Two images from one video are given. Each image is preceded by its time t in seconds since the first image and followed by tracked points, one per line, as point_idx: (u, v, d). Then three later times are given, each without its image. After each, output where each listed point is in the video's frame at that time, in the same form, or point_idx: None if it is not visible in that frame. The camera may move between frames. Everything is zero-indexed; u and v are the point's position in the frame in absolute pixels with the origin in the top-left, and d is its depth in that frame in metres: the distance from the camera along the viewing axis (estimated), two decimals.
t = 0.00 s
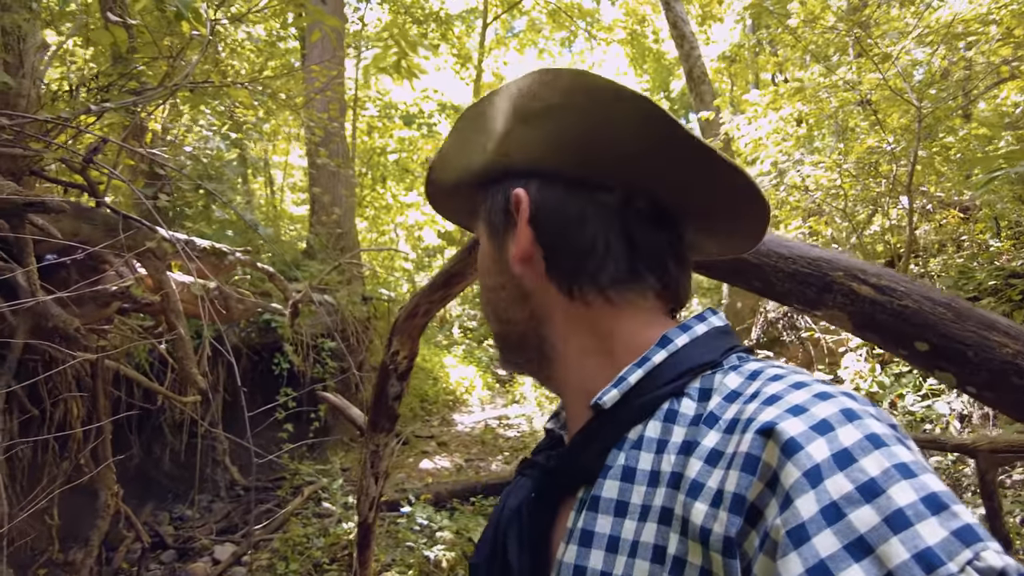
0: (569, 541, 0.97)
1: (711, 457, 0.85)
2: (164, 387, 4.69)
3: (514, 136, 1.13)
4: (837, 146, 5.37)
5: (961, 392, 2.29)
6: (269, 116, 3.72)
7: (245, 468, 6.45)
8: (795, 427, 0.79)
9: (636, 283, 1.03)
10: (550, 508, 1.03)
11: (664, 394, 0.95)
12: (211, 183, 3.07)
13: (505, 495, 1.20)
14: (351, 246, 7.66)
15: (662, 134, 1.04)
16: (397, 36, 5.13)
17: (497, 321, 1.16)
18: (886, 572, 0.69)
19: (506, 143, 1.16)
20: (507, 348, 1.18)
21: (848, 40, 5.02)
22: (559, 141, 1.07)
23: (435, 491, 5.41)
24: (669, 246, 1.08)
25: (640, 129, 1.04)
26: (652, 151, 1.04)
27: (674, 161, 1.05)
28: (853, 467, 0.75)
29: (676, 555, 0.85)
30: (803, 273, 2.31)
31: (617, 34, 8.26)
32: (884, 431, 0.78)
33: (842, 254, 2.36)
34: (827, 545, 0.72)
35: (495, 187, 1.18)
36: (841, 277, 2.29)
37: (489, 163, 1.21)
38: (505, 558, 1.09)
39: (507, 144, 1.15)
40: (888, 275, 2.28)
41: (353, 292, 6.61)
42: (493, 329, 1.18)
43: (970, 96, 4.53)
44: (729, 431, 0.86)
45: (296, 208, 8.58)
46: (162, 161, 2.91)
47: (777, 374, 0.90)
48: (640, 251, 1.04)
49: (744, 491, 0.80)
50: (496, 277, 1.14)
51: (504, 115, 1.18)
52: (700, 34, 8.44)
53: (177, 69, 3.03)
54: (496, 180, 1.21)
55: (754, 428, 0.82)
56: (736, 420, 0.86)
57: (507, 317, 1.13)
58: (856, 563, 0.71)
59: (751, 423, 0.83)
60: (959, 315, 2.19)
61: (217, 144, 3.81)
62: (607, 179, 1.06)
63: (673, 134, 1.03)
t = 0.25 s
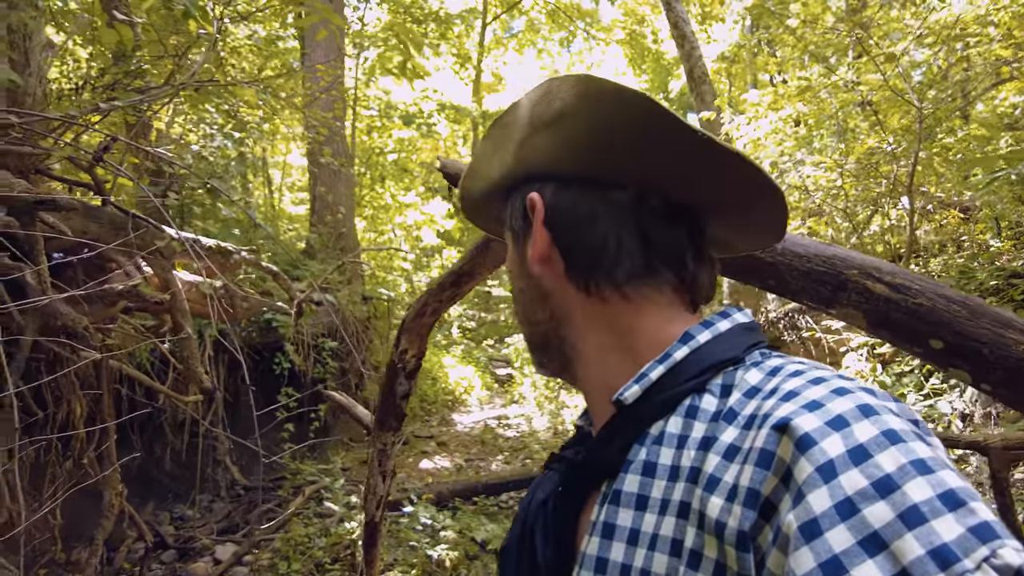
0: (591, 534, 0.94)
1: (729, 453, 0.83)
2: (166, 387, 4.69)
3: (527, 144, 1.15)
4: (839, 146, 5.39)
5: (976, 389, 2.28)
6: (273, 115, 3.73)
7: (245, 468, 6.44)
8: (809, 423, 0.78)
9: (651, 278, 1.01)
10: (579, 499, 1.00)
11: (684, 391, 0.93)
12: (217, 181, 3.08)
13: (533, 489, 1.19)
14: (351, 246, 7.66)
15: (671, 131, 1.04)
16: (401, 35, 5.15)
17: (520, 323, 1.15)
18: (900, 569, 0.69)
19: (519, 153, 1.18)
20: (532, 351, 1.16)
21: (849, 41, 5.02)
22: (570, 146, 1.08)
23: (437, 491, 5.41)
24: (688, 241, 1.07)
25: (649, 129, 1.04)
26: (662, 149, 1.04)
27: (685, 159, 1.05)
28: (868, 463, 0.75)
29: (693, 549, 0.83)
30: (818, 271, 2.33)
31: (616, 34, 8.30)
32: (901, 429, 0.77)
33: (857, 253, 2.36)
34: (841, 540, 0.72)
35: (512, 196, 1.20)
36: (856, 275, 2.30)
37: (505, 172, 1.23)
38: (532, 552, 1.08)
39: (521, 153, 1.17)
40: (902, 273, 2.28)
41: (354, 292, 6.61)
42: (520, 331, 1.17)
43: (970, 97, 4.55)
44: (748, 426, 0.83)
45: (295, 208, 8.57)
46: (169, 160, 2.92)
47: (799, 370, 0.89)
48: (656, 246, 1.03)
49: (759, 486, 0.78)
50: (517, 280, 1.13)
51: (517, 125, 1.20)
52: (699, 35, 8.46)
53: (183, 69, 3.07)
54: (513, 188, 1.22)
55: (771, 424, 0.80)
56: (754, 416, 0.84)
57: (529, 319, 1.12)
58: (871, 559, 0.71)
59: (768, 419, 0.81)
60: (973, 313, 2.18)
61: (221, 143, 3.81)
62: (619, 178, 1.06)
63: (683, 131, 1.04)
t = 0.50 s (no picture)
0: (613, 541, 0.97)
1: (755, 461, 0.84)
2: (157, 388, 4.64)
3: (556, 143, 1.16)
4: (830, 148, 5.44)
5: (991, 396, 2.27)
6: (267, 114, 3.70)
7: (235, 470, 6.39)
8: (837, 431, 0.78)
9: (678, 285, 1.03)
10: (602, 505, 1.04)
11: (708, 399, 0.95)
12: (212, 181, 3.06)
13: (556, 496, 1.23)
14: (342, 246, 7.63)
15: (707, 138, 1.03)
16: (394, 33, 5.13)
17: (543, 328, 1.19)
18: None
19: (546, 152, 1.18)
20: (554, 355, 1.20)
21: (840, 44, 5.02)
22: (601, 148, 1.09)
23: (430, 493, 5.39)
24: (715, 248, 1.08)
25: (682, 135, 1.04)
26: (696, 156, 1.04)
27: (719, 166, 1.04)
28: (898, 472, 0.73)
29: (718, 558, 0.84)
30: (829, 275, 2.36)
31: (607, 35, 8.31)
32: (934, 437, 0.75)
33: (870, 259, 2.39)
34: (872, 552, 0.70)
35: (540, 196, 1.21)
36: (868, 279, 2.32)
37: (533, 171, 1.23)
38: (554, 557, 1.11)
39: (550, 153, 1.18)
40: (915, 277, 2.29)
41: (346, 293, 6.58)
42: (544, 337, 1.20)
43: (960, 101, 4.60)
44: (773, 434, 0.85)
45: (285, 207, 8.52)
46: (163, 159, 2.89)
47: (825, 378, 0.89)
48: (683, 253, 1.04)
49: (785, 496, 0.78)
50: (541, 287, 1.17)
51: (548, 123, 1.20)
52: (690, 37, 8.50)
53: (178, 67, 3.06)
54: (539, 188, 1.23)
55: (797, 432, 0.81)
56: (780, 424, 0.85)
57: (553, 322, 1.16)
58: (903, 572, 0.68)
59: (794, 427, 0.82)
60: (988, 318, 2.18)
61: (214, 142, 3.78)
62: (647, 182, 1.07)
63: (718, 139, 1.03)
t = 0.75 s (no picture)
0: (610, 547, 0.98)
1: (754, 467, 0.85)
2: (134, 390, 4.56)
3: (559, 147, 1.17)
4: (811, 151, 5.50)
5: (976, 398, 2.31)
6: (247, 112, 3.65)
7: (214, 472, 6.30)
8: (837, 438, 0.78)
9: (682, 292, 1.05)
10: (597, 509, 1.04)
11: (707, 404, 0.96)
12: (193, 180, 3.02)
13: (550, 501, 1.23)
14: (322, 245, 7.56)
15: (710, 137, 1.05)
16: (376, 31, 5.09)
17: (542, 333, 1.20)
18: None
19: (549, 157, 1.19)
20: (551, 360, 1.22)
21: (819, 48, 5.05)
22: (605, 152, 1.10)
23: (412, 495, 5.36)
24: (719, 251, 1.10)
25: (688, 138, 1.06)
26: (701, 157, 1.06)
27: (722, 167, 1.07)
28: (900, 481, 0.73)
29: (715, 565, 0.85)
30: (820, 279, 2.38)
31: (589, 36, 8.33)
32: (935, 445, 0.76)
33: (859, 263, 2.42)
34: (873, 560, 0.70)
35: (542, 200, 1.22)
36: (857, 284, 2.35)
37: (535, 175, 1.24)
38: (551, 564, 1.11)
39: (551, 157, 1.19)
40: (904, 281, 2.33)
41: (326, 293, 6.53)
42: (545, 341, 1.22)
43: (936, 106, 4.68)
44: (773, 441, 0.85)
45: (264, 206, 8.42)
46: (144, 157, 2.85)
47: (826, 385, 0.90)
48: (686, 258, 1.06)
49: (784, 503, 0.79)
50: (540, 292, 1.18)
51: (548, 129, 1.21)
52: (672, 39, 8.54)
53: (158, 63, 3.06)
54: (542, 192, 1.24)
55: (797, 439, 0.81)
56: (779, 430, 0.85)
57: (553, 328, 1.17)
58: None
59: (794, 433, 0.83)
60: (974, 322, 2.22)
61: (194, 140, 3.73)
62: (651, 187, 1.09)
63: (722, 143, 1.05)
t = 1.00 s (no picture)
0: (600, 530, 1.01)
1: (745, 452, 0.87)
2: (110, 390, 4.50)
3: (554, 134, 1.18)
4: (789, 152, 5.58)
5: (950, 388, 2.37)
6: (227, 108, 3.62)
7: (192, 473, 6.23)
8: (829, 425, 0.80)
9: (679, 278, 1.08)
10: (588, 494, 1.10)
11: (700, 390, 0.99)
12: (172, 175, 2.99)
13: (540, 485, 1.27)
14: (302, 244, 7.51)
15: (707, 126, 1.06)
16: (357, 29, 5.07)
17: (539, 319, 1.25)
18: None
19: (544, 143, 1.20)
20: (549, 346, 1.27)
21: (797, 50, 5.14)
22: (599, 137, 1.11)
23: (393, 494, 5.34)
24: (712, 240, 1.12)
25: (684, 123, 1.06)
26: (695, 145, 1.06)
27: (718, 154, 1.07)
28: (890, 466, 0.75)
29: (704, 548, 0.87)
30: (800, 272, 2.42)
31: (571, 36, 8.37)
32: (925, 433, 0.77)
33: (837, 256, 2.46)
34: (861, 545, 0.72)
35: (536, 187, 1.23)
36: (837, 276, 2.39)
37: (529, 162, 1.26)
38: (540, 548, 1.14)
39: (546, 143, 1.20)
40: (881, 274, 2.38)
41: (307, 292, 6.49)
42: (541, 327, 1.25)
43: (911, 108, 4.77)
44: (764, 426, 0.88)
45: (244, 204, 8.33)
46: (122, 151, 2.82)
47: (818, 372, 0.92)
48: (679, 245, 1.09)
49: (774, 487, 0.81)
50: (537, 280, 1.22)
51: (544, 117, 1.23)
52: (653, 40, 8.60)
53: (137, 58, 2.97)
54: (535, 179, 1.25)
55: (788, 424, 0.84)
56: (770, 416, 0.88)
57: (550, 316, 1.22)
58: (891, 565, 0.70)
59: (785, 419, 0.85)
60: (949, 313, 2.28)
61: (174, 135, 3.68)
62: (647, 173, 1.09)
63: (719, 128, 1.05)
